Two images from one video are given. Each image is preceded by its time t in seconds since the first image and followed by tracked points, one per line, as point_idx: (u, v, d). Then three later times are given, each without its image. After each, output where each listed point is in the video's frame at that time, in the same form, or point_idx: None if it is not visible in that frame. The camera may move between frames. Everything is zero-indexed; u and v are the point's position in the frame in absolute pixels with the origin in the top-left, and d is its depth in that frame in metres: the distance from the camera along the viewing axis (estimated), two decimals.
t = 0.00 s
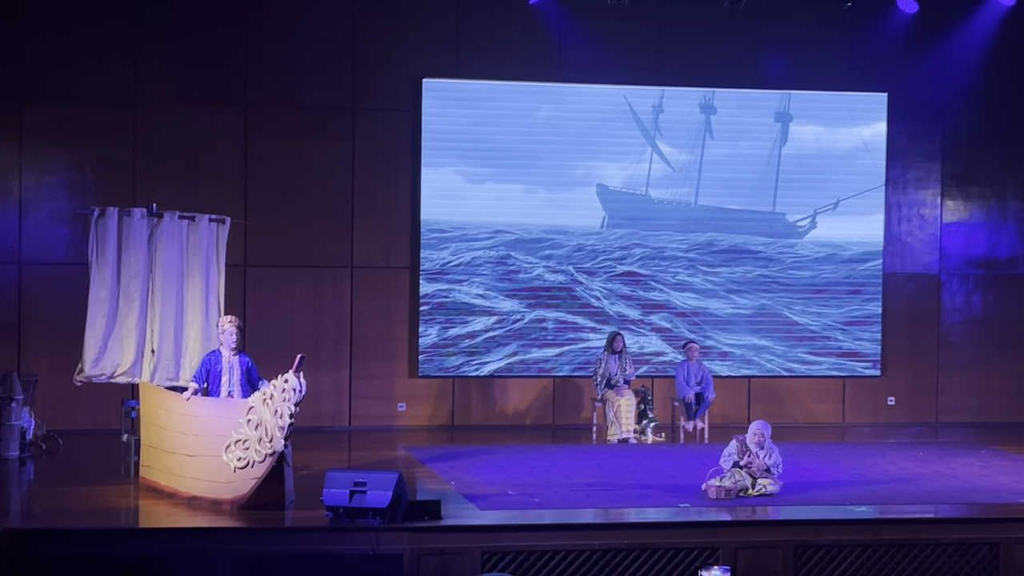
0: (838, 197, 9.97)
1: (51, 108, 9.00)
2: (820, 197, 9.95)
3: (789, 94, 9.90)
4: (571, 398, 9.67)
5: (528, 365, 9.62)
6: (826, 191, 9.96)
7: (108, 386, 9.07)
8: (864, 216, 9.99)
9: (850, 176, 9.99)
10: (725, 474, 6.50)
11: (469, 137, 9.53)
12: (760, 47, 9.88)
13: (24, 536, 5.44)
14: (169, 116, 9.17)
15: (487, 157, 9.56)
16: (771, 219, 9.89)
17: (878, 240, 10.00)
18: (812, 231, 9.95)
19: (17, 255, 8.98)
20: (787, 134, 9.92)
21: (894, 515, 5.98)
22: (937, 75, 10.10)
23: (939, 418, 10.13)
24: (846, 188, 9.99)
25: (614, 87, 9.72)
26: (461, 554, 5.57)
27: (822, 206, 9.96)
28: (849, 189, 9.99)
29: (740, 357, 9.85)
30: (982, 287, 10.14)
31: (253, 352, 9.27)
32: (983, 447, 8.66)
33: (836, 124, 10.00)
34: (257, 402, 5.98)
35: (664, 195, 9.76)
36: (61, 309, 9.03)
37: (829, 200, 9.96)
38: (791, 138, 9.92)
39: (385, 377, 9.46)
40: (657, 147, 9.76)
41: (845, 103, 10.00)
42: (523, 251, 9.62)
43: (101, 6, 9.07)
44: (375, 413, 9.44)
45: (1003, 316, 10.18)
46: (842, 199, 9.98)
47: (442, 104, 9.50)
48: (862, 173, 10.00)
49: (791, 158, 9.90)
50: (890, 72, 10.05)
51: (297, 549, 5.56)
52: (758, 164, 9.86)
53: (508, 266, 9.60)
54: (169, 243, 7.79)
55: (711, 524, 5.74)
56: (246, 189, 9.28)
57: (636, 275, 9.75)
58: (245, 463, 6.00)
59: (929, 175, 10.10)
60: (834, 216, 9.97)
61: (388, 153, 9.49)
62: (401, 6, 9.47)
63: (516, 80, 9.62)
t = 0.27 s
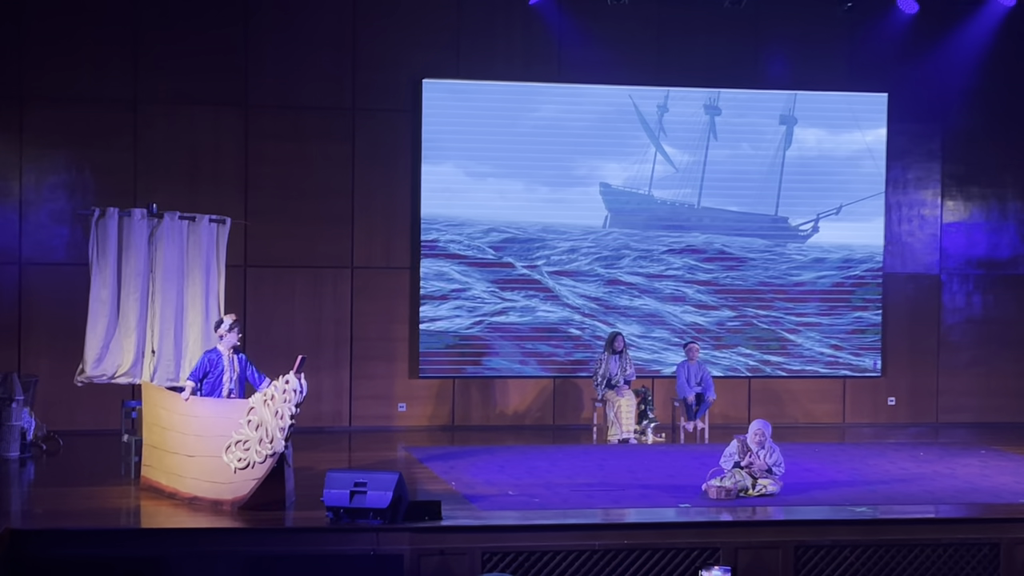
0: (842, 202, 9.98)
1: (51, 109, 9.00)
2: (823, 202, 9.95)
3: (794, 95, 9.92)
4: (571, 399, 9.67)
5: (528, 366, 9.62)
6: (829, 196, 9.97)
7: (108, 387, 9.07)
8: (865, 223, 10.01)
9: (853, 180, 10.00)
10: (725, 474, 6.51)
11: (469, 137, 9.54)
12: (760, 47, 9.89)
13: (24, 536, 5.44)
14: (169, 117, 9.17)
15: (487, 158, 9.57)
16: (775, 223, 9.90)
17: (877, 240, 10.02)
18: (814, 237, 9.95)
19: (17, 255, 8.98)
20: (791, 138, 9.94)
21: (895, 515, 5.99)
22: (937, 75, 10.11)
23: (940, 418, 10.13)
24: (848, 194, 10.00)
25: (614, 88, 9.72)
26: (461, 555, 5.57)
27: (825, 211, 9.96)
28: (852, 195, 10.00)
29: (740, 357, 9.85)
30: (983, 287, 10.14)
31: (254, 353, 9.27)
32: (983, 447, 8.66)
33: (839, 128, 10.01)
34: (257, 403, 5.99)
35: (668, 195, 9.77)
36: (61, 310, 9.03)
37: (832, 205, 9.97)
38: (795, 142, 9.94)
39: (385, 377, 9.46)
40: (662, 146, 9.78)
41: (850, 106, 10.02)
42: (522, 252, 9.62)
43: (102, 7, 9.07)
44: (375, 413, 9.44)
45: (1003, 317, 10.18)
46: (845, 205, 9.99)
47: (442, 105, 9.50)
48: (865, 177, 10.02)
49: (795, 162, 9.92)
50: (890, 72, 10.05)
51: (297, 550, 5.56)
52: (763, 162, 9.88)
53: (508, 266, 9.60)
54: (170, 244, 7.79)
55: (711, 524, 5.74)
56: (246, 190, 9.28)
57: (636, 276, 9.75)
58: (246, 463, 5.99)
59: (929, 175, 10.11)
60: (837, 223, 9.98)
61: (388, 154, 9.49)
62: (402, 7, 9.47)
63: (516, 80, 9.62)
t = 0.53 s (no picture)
0: (845, 205, 9.97)
1: (51, 110, 9.00)
2: (825, 205, 9.95)
3: (798, 96, 9.93)
4: (572, 399, 9.67)
5: (529, 366, 9.62)
6: (833, 199, 9.96)
7: (108, 388, 9.07)
8: (866, 227, 10.00)
9: (856, 184, 9.99)
10: (726, 474, 6.51)
11: (470, 137, 9.54)
12: (761, 48, 9.89)
13: (24, 536, 5.44)
14: (170, 118, 9.17)
15: (488, 159, 9.57)
16: (779, 227, 9.90)
17: (879, 241, 10.01)
18: (817, 239, 9.95)
19: (18, 256, 8.98)
20: (794, 140, 9.93)
21: (895, 515, 5.99)
22: (938, 75, 10.11)
23: (940, 419, 10.13)
24: (851, 198, 9.98)
25: (615, 88, 9.72)
26: (462, 555, 5.57)
27: (828, 214, 9.96)
28: (855, 199, 9.99)
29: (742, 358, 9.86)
30: (983, 287, 10.14)
31: (255, 353, 9.27)
32: (984, 448, 8.66)
33: (841, 132, 10.00)
34: (262, 403, 5.98)
35: (670, 195, 9.78)
36: (62, 310, 9.04)
37: (835, 208, 9.96)
38: (798, 144, 9.93)
39: (386, 378, 9.46)
40: (664, 147, 9.78)
41: (855, 110, 10.02)
42: (522, 253, 9.62)
43: (102, 8, 9.07)
44: (376, 414, 9.44)
45: (1004, 317, 10.18)
46: (848, 208, 9.98)
47: (444, 105, 9.51)
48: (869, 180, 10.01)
49: (798, 165, 9.93)
50: (891, 73, 10.05)
51: (299, 550, 5.56)
52: (767, 163, 9.89)
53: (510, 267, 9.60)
54: (170, 244, 7.80)
55: (712, 524, 5.74)
56: (247, 191, 9.28)
57: (638, 276, 9.75)
58: (251, 463, 5.98)
59: (930, 175, 10.11)
60: (840, 226, 9.97)
61: (389, 154, 9.50)
62: (402, 7, 9.47)
63: (517, 81, 9.63)
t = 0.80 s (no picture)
0: (848, 207, 9.98)
1: (51, 112, 9.00)
2: (828, 207, 9.95)
3: (800, 96, 9.93)
4: (573, 399, 9.68)
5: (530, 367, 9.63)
6: (835, 201, 9.97)
7: (109, 389, 9.07)
8: (867, 229, 10.01)
9: (859, 186, 10.00)
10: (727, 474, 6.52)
11: (471, 138, 9.54)
12: (762, 48, 9.89)
13: (25, 537, 5.44)
14: (170, 118, 9.17)
15: (488, 159, 9.57)
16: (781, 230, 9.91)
17: (880, 241, 10.02)
18: (820, 241, 9.96)
19: (19, 257, 8.99)
20: (795, 141, 9.93)
21: (896, 515, 5.99)
22: (939, 76, 10.11)
23: (941, 419, 10.13)
24: (854, 200, 9.99)
25: (616, 89, 9.73)
26: (463, 556, 5.57)
27: (830, 216, 9.96)
28: (859, 201, 10.00)
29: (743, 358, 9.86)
30: (984, 288, 10.14)
31: (256, 354, 9.27)
32: (984, 448, 8.66)
33: (842, 135, 10.00)
34: (265, 404, 5.99)
35: (672, 196, 9.78)
36: (63, 311, 9.04)
37: (837, 210, 9.97)
38: (800, 146, 9.94)
39: (387, 378, 9.46)
40: (666, 148, 9.79)
41: (858, 112, 10.02)
42: (522, 254, 9.62)
43: (102, 8, 9.08)
44: (377, 414, 9.44)
45: (1005, 318, 10.18)
46: (851, 210, 9.99)
47: (445, 105, 9.51)
48: (870, 181, 10.01)
49: (800, 167, 9.93)
50: (892, 73, 10.06)
51: (299, 551, 5.55)
52: (769, 164, 9.89)
53: (511, 267, 9.60)
54: (171, 245, 7.82)
55: (713, 524, 5.74)
56: (248, 191, 9.28)
57: (639, 277, 9.75)
58: (252, 464, 5.98)
59: (930, 175, 10.11)
60: (843, 228, 9.98)
61: (390, 155, 9.50)
62: (403, 8, 9.47)
63: (518, 81, 9.63)
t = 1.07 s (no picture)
0: (849, 208, 9.98)
1: (52, 113, 9.00)
2: (830, 209, 9.96)
3: (802, 97, 9.93)
4: (573, 400, 9.68)
5: (531, 368, 9.63)
6: (837, 202, 9.97)
7: (110, 389, 9.07)
8: (869, 231, 10.00)
9: (861, 187, 10.00)
10: (728, 475, 6.51)
11: (471, 138, 9.54)
12: (763, 49, 9.89)
13: (27, 537, 5.44)
14: (170, 119, 9.17)
15: (489, 160, 9.57)
16: (783, 232, 9.92)
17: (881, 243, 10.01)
18: (823, 242, 9.96)
19: (19, 257, 8.99)
20: (796, 142, 9.93)
21: (897, 516, 5.99)
22: (940, 76, 10.11)
23: (942, 420, 10.13)
24: (855, 201, 9.99)
25: (617, 90, 9.73)
26: (464, 557, 5.57)
27: (832, 217, 9.96)
28: (861, 201, 10.00)
29: (743, 359, 9.86)
30: (984, 288, 10.14)
31: (256, 355, 9.28)
32: (985, 449, 8.66)
33: (843, 137, 9.99)
34: (262, 405, 5.99)
35: (672, 197, 9.78)
36: (64, 312, 9.04)
37: (839, 211, 9.97)
38: (801, 147, 9.94)
39: (388, 379, 9.46)
40: (668, 149, 9.79)
41: (862, 113, 10.02)
42: (522, 255, 9.62)
43: (103, 9, 9.08)
44: (377, 415, 9.44)
45: (1005, 318, 10.18)
46: (853, 211, 9.98)
47: (446, 106, 9.52)
48: (872, 182, 10.01)
49: (802, 168, 9.93)
50: (893, 74, 10.06)
51: (300, 552, 5.55)
52: (770, 165, 9.89)
53: (511, 268, 9.61)
54: (172, 246, 7.81)
55: (713, 525, 5.74)
56: (248, 192, 9.28)
57: (639, 278, 9.75)
58: (251, 465, 5.98)
59: (931, 176, 10.11)
60: (845, 228, 9.98)
61: (390, 156, 9.50)
62: (404, 8, 9.48)
63: (518, 82, 9.63)
